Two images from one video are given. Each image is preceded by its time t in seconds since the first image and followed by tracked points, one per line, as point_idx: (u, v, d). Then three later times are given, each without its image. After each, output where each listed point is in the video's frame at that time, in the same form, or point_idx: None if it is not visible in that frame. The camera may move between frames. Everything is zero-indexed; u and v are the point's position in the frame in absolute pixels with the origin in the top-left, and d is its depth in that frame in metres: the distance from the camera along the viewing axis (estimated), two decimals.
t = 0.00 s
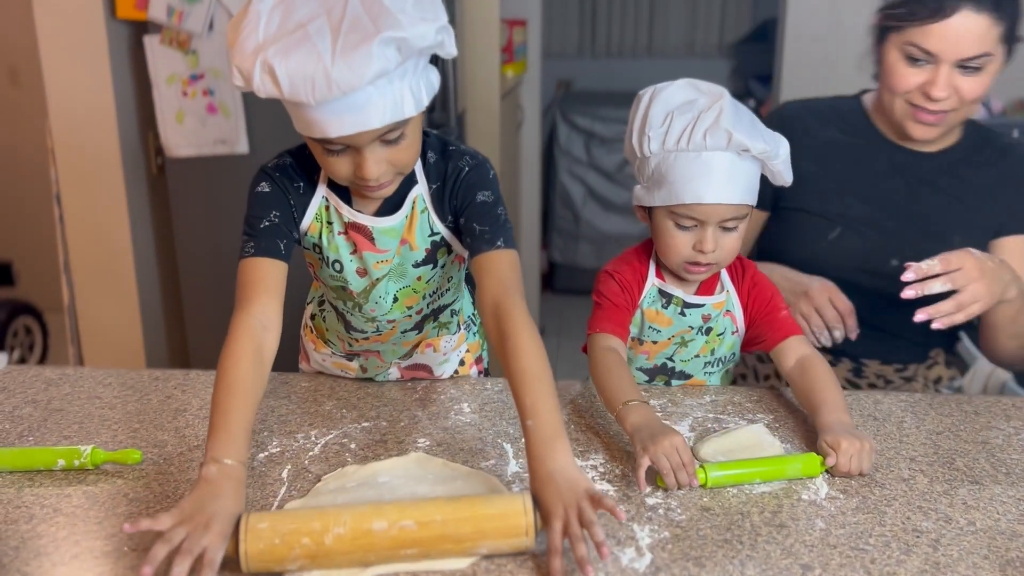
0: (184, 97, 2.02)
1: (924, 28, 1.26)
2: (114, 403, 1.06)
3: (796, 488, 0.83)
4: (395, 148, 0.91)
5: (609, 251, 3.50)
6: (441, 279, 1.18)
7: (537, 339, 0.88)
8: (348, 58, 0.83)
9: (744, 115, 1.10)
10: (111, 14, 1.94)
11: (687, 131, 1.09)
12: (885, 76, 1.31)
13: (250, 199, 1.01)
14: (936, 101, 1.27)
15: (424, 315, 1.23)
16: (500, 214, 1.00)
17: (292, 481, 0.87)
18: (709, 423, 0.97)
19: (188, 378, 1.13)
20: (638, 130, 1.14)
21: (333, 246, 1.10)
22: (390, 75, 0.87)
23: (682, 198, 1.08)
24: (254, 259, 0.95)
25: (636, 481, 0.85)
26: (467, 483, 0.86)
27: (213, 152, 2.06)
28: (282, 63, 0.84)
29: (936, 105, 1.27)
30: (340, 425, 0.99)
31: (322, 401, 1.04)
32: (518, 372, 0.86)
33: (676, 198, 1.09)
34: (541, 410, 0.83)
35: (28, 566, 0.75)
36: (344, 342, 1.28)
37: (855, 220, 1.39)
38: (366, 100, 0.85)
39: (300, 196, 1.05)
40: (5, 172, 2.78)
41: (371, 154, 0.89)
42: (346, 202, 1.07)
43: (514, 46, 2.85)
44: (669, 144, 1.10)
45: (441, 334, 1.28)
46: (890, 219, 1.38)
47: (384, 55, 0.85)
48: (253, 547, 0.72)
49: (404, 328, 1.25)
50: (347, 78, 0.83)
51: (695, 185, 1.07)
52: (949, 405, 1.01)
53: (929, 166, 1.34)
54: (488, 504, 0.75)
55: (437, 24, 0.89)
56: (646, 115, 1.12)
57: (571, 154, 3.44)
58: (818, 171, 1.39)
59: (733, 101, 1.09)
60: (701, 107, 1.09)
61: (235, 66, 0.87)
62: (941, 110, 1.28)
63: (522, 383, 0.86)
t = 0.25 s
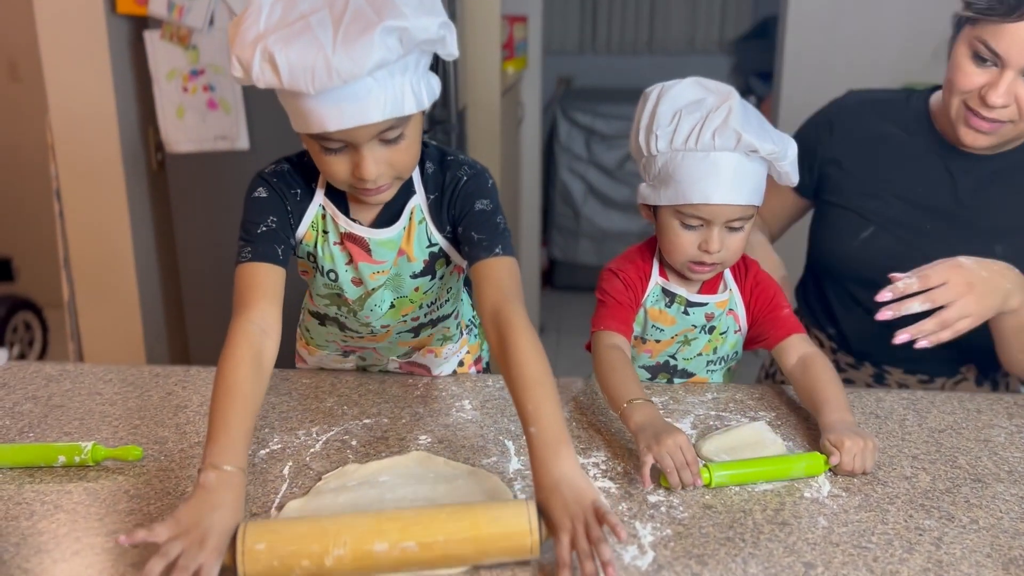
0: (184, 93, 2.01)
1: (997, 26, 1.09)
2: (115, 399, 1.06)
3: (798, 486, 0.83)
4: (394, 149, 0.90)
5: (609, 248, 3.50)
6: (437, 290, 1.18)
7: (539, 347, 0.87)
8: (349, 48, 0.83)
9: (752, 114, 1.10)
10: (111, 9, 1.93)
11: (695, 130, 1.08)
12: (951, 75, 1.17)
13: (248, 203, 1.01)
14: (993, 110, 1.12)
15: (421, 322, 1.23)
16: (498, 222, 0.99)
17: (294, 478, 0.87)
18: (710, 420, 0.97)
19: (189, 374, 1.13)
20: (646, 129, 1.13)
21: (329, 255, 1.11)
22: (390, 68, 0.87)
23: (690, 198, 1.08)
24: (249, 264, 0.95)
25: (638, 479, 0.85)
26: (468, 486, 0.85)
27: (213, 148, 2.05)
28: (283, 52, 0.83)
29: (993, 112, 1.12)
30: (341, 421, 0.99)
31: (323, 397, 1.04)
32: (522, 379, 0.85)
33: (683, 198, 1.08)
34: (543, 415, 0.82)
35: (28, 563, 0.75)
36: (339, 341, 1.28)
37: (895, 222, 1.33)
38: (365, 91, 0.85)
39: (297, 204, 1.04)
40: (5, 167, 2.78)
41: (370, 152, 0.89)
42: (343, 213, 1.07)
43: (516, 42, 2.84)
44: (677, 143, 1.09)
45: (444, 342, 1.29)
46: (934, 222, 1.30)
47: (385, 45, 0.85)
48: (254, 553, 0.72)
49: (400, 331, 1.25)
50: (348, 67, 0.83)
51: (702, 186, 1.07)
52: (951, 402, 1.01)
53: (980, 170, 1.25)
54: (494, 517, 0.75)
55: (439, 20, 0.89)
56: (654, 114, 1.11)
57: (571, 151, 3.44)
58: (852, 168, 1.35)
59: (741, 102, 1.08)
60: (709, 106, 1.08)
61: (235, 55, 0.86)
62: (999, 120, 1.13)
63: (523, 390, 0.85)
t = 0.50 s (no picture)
0: (186, 89, 2.01)
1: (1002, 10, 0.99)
2: (117, 396, 1.06)
3: (803, 483, 0.83)
4: (403, 158, 0.88)
5: (609, 245, 3.49)
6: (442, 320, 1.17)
7: (551, 372, 0.84)
8: (364, 40, 0.81)
9: (759, 111, 1.10)
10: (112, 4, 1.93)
11: (701, 124, 1.08)
12: (951, 61, 1.07)
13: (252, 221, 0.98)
14: (988, 99, 1.02)
15: (423, 350, 1.21)
16: (507, 245, 0.98)
17: (297, 475, 0.87)
18: (714, 417, 0.97)
19: (191, 370, 1.13)
20: (651, 123, 1.13)
21: (331, 287, 1.09)
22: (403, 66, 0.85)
23: (694, 191, 1.07)
24: (250, 283, 0.91)
25: (642, 476, 0.85)
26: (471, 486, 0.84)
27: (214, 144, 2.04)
28: (295, 46, 0.81)
29: (987, 102, 1.03)
30: (344, 418, 0.98)
31: (325, 394, 1.04)
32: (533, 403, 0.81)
33: (687, 192, 1.08)
34: (556, 437, 0.79)
35: (31, 559, 0.75)
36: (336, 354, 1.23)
37: (880, 214, 1.27)
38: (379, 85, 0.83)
39: (302, 227, 1.02)
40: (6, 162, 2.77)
41: (379, 161, 0.86)
42: (349, 245, 1.06)
43: (517, 38, 2.84)
44: (683, 138, 1.09)
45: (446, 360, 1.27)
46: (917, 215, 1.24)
47: (400, 40, 0.83)
48: None
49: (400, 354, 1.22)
50: (363, 60, 0.81)
51: (707, 180, 1.06)
52: (954, 400, 1.01)
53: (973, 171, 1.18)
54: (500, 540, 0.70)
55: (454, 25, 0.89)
56: (660, 109, 1.11)
57: (571, 147, 3.41)
58: (848, 155, 1.30)
59: (747, 98, 1.09)
60: (716, 101, 1.08)
61: (244, 53, 0.84)
62: (994, 110, 1.03)
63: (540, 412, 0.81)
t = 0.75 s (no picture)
0: (187, 82, 2.00)
1: None
2: (119, 390, 1.05)
3: (809, 479, 0.83)
4: (417, 172, 0.86)
5: (611, 240, 3.48)
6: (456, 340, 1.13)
7: (571, 382, 0.83)
8: (378, 50, 0.80)
9: (764, 103, 1.09)
10: None
11: (705, 116, 1.07)
12: (932, 41, 1.07)
13: (264, 235, 0.96)
14: (966, 75, 1.01)
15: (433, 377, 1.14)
16: (523, 262, 0.97)
17: (301, 469, 0.87)
18: (719, 412, 0.96)
19: (193, 365, 1.12)
20: (655, 116, 1.12)
21: (346, 309, 1.05)
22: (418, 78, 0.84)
23: (699, 184, 1.07)
24: (261, 296, 0.90)
25: (647, 471, 0.84)
26: (475, 482, 0.84)
27: (216, 138, 2.04)
28: (310, 55, 0.80)
29: (965, 76, 1.01)
30: (347, 412, 0.98)
31: (328, 388, 1.03)
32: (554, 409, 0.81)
33: (692, 184, 1.07)
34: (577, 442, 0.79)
35: (33, 554, 0.75)
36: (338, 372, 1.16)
37: (849, 210, 1.24)
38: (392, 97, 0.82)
39: (317, 247, 0.99)
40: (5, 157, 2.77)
41: (393, 174, 0.85)
42: (365, 266, 1.02)
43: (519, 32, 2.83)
44: (687, 130, 1.08)
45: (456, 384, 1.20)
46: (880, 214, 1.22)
47: (415, 51, 0.82)
48: None
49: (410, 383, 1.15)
50: (377, 73, 0.80)
51: (712, 173, 1.06)
52: (961, 395, 1.00)
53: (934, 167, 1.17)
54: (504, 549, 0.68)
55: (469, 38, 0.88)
56: (664, 101, 1.10)
57: (574, 142, 3.43)
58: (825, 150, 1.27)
59: (752, 89, 1.07)
60: (721, 93, 1.07)
61: (261, 64, 0.83)
62: (970, 88, 1.02)
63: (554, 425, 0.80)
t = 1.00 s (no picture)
0: (185, 76, 1.99)
1: None
2: (116, 385, 1.05)
3: (812, 475, 0.82)
4: (427, 190, 0.84)
5: (611, 235, 3.47)
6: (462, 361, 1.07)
7: (579, 394, 0.81)
8: (391, 61, 0.79)
9: (765, 97, 1.08)
10: None
11: (705, 109, 1.06)
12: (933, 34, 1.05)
13: (270, 254, 0.92)
14: (963, 66, 0.98)
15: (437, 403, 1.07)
16: (527, 280, 0.94)
17: (299, 465, 0.86)
18: (721, 408, 0.96)
19: (191, 360, 1.11)
20: (657, 108, 1.11)
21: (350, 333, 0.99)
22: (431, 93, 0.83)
23: (699, 177, 1.06)
24: (264, 311, 0.88)
25: (649, 466, 0.84)
26: (476, 478, 0.83)
27: (214, 132, 2.02)
28: (323, 62, 0.80)
29: (965, 67, 0.98)
30: (346, 408, 0.97)
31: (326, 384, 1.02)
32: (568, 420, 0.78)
33: (692, 177, 1.07)
34: (589, 460, 0.76)
35: (29, 550, 0.74)
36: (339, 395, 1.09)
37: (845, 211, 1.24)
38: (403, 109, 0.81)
39: (326, 270, 0.95)
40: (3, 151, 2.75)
41: (400, 189, 0.82)
42: (370, 291, 0.97)
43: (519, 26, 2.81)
44: (688, 123, 1.07)
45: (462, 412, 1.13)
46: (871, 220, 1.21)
47: (428, 64, 0.81)
48: None
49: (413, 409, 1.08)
50: (389, 81, 0.79)
51: (712, 166, 1.05)
52: (964, 390, 1.00)
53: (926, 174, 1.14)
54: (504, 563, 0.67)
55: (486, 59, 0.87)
56: (666, 94, 1.10)
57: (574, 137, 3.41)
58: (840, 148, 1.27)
59: (754, 82, 1.07)
60: (722, 86, 1.07)
61: (276, 70, 0.83)
62: (967, 79, 0.99)
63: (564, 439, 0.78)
